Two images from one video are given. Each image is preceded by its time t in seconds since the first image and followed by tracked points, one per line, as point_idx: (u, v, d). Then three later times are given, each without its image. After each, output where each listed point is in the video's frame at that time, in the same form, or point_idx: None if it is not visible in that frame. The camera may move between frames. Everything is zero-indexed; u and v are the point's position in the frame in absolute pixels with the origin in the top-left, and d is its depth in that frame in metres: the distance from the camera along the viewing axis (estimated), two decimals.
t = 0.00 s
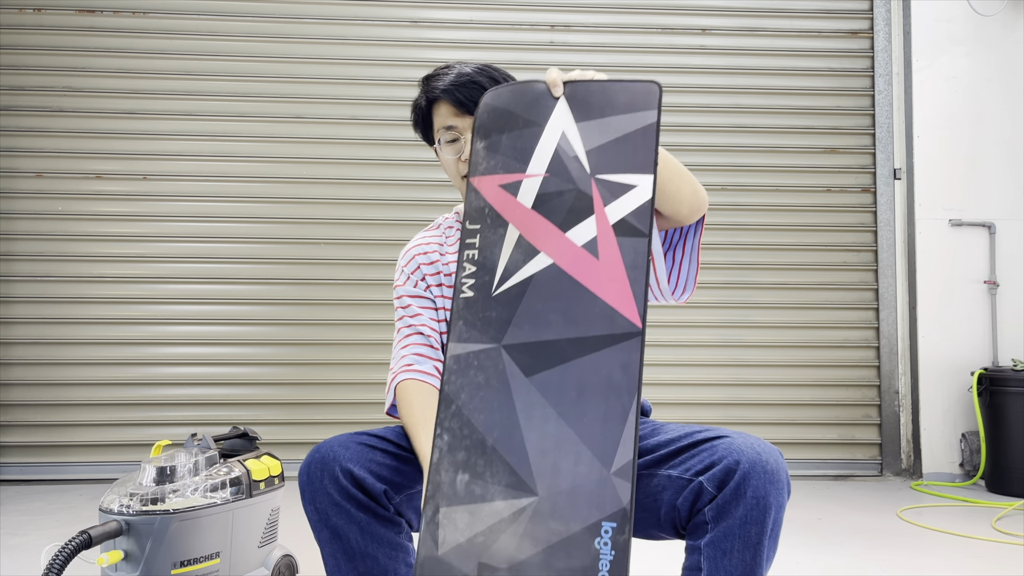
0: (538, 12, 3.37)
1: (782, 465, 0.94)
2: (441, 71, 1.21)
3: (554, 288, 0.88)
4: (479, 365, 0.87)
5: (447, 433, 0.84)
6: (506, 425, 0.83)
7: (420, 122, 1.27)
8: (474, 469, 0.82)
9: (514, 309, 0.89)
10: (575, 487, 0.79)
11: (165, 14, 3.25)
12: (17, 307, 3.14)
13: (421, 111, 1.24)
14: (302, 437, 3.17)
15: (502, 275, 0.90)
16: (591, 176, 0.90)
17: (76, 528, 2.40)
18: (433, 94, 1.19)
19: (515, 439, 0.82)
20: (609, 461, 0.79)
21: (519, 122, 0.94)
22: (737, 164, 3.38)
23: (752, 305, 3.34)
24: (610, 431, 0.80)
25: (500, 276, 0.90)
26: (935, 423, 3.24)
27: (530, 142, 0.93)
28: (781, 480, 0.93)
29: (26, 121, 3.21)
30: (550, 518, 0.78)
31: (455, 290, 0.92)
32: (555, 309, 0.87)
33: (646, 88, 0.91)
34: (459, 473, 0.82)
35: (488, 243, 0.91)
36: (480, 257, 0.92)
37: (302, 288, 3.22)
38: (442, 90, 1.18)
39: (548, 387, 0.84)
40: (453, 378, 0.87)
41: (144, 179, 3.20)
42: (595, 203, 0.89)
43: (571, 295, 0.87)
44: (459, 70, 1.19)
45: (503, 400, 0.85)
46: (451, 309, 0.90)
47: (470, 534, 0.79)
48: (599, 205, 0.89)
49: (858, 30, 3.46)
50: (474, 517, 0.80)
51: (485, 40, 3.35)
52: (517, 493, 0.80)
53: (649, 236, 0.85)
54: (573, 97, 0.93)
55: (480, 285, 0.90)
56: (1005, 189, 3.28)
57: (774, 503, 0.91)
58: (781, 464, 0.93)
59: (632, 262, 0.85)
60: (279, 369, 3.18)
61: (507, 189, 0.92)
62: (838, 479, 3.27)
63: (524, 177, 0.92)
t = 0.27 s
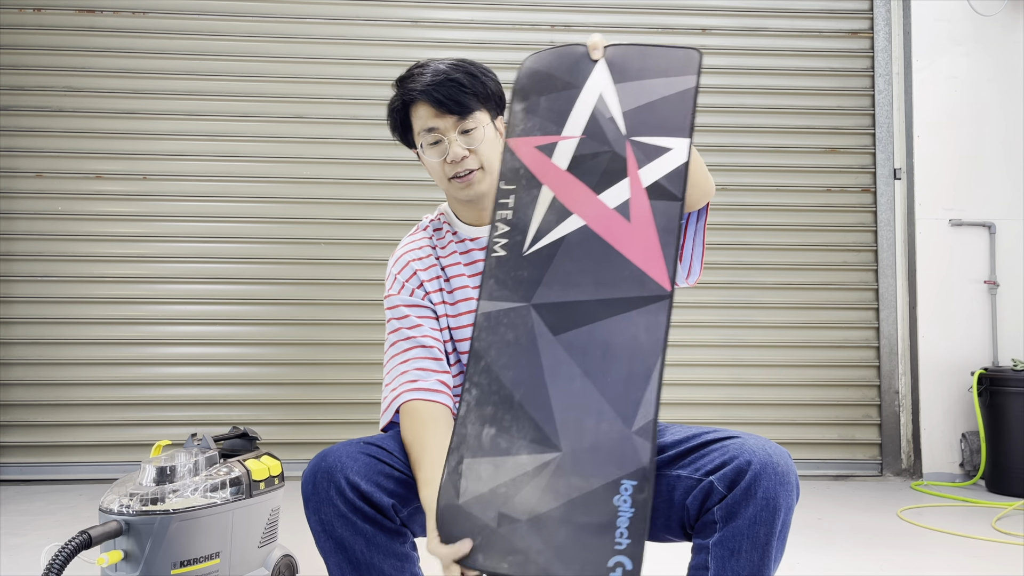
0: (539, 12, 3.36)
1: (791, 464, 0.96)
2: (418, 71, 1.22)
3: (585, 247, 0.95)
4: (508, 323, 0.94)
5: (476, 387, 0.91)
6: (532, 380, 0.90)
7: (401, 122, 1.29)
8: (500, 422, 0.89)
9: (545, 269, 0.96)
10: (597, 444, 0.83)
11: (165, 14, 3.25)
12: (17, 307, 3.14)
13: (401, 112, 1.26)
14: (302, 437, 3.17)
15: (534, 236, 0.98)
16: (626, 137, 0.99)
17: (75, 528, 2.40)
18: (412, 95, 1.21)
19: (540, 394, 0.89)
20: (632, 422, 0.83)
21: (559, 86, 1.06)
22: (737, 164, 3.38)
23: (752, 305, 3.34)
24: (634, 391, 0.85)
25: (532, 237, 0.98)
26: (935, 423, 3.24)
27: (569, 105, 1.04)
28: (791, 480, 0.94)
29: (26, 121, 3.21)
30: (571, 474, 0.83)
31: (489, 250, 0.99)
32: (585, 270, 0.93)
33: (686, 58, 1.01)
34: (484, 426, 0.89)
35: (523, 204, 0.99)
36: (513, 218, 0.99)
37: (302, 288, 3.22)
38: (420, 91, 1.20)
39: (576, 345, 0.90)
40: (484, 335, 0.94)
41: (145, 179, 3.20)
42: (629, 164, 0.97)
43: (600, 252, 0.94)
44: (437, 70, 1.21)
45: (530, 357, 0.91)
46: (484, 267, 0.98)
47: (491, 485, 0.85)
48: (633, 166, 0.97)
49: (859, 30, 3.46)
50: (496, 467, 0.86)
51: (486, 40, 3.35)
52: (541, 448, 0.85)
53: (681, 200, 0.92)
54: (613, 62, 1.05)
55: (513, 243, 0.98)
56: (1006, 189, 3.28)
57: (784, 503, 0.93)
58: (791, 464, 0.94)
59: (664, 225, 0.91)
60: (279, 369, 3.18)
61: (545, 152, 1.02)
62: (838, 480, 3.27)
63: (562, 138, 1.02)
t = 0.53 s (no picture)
0: (539, 12, 3.37)
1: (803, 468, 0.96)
2: (400, 75, 1.21)
3: (622, 234, 1.00)
4: (537, 296, 1.00)
5: (495, 354, 0.98)
6: (554, 355, 0.96)
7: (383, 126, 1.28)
8: (514, 391, 0.96)
9: (580, 250, 1.01)
10: (611, 428, 0.88)
11: (165, 14, 3.25)
12: (17, 307, 3.14)
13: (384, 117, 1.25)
14: (302, 437, 3.17)
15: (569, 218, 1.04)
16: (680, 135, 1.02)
17: (75, 528, 2.40)
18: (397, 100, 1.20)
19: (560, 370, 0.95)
20: (648, 411, 0.88)
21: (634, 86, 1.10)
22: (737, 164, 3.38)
23: (752, 305, 3.34)
24: (655, 384, 0.89)
25: (569, 219, 1.04)
26: (936, 423, 3.24)
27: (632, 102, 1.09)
28: (803, 481, 0.95)
29: (26, 121, 3.21)
30: (578, 451, 0.88)
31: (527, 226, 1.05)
32: (619, 256, 0.98)
33: (746, 60, 1.05)
34: (497, 393, 0.96)
35: (569, 186, 1.06)
36: (556, 198, 1.06)
37: (302, 288, 3.22)
38: (406, 97, 1.19)
39: (603, 327, 0.96)
40: (511, 305, 1.01)
41: (145, 179, 3.20)
42: (679, 163, 1.00)
43: (636, 240, 0.98)
44: (420, 74, 1.20)
45: (553, 332, 0.98)
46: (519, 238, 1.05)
47: (497, 452, 0.91)
48: (683, 165, 1.00)
49: (859, 30, 3.46)
50: (506, 435, 0.93)
51: (486, 40, 3.35)
52: (553, 422, 0.92)
53: (724, 208, 0.94)
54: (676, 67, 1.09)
55: (551, 222, 1.04)
56: (1006, 189, 3.28)
57: (795, 505, 0.93)
58: (802, 468, 0.95)
59: (704, 229, 0.94)
60: (279, 369, 3.18)
61: (596, 141, 1.08)
62: (838, 480, 3.27)
63: (616, 130, 1.07)
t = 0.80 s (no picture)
0: (538, 12, 3.37)
1: (809, 488, 0.99)
2: (399, 81, 1.19)
3: (635, 271, 1.00)
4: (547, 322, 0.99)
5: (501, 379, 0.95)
6: (550, 381, 0.93)
7: (382, 129, 1.26)
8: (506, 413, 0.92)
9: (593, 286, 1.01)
10: (589, 459, 0.85)
11: (165, 14, 3.25)
12: (17, 307, 3.15)
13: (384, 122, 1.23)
14: (301, 437, 3.17)
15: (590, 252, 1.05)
16: (706, 184, 1.04)
17: (75, 528, 2.40)
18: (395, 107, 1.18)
19: (551, 397, 0.91)
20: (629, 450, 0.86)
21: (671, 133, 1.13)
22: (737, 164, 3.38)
23: (751, 305, 3.34)
24: (642, 424, 0.88)
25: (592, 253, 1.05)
26: (935, 423, 3.24)
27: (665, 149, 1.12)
28: (807, 501, 0.98)
29: (26, 122, 3.21)
30: (552, 480, 0.84)
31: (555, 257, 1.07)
32: (629, 292, 0.98)
33: (777, 130, 1.08)
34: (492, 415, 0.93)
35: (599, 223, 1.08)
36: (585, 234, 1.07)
37: (301, 288, 3.22)
38: (404, 103, 1.17)
39: (602, 361, 0.93)
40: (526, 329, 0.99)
41: (145, 179, 3.20)
42: (702, 211, 1.02)
43: (648, 279, 0.99)
44: (418, 80, 1.18)
45: (556, 362, 0.95)
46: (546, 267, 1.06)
47: (474, 467, 0.88)
48: (705, 214, 1.02)
49: (858, 30, 3.46)
50: (486, 451, 0.89)
51: (485, 40, 3.35)
52: (532, 445, 0.88)
53: (738, 262, 0.98)
54: (712, 118, 1.12)
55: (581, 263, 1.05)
56: (1005, 189, 3.28)
57: (798, 524, 0.96)
58: (812, 490, 0.98)
59: (716, 279, 0.98)
60: (278, 369, 3.18)
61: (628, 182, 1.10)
62: (838, 479, 3.27)
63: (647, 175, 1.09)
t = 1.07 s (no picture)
0: (538, 12, 3.37)
1: (811, 491, 1.00)
2: (416, 72, 1.20)
3: (626, 297, 1.07)
4: (537, 350, 1.04)
5: (487, 400, 1.00)
6: (541, 410, 0.98)
7: (394, 121, 1.26)
8: (497, 439, 0.96)
9: (586, 311, 1.07)
10: (580, 488, 0.90)
11: (165, 14, 3.25)
12: (17, 307, 3.15)
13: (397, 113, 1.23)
14: (301, 437, 3.17)
15: (581, 276, 1.11)
16: (698, 208, 1.13)
17: (75, 528, 2.40)
18: (411, 98, 1.19)
19: (542, 426, 0.96)
20: (621, 479, 0.90)
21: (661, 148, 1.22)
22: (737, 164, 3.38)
23: (751, 305, 3.34)
24: (632, 452, 0.92)
25: (584, 277, 1.10)
26: (935, 423, 3.24)
27: (658, 166, 1.20)
28: (810, 504, 0.98)
29: (26, 122, 3.21)
30: (544, 508, 0.89)
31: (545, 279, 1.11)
32: (620, 321, 1.05)
33: (767, 147, 1.18)
34: (480, 437, 0.97)
35: (587, 247, 1.14)
36: (573, 259, 1.13)
37: (301, 288, 3.22)
38: (421, 93, 1.18)
39: (592, 391, 0.99)
40: (512, 355, 1.04)
41: (145, 179, 3.20)
42: (692, 236, 1.10)
43: (637, 308, 1.06)
44: (435, 71, 1.19)
45: (545, 390, 1.00)
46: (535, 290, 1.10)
47: (467, 493, 0.91)
48: (695, 239, 1.10)
49: (858, 30, 3.46)
50: (478, 478, 0.93)
51: (485, 40, 3.35)
52: (525, 475, 0.92)
53: (731, 285, 1.05)
54: (701, 134, 1.22)
55: (566, 281, 1.11)
56: (1005, 189, 3.28)
57: (801, 527, 0.97)
58: (815, 493, 0.98)
59: (708, 302, 1.04)
60: (278, 369, 3.18)
61: (617, 204, 1.17)
62: (838, 479, 3.27)
63: (641, 195, 1.17)
